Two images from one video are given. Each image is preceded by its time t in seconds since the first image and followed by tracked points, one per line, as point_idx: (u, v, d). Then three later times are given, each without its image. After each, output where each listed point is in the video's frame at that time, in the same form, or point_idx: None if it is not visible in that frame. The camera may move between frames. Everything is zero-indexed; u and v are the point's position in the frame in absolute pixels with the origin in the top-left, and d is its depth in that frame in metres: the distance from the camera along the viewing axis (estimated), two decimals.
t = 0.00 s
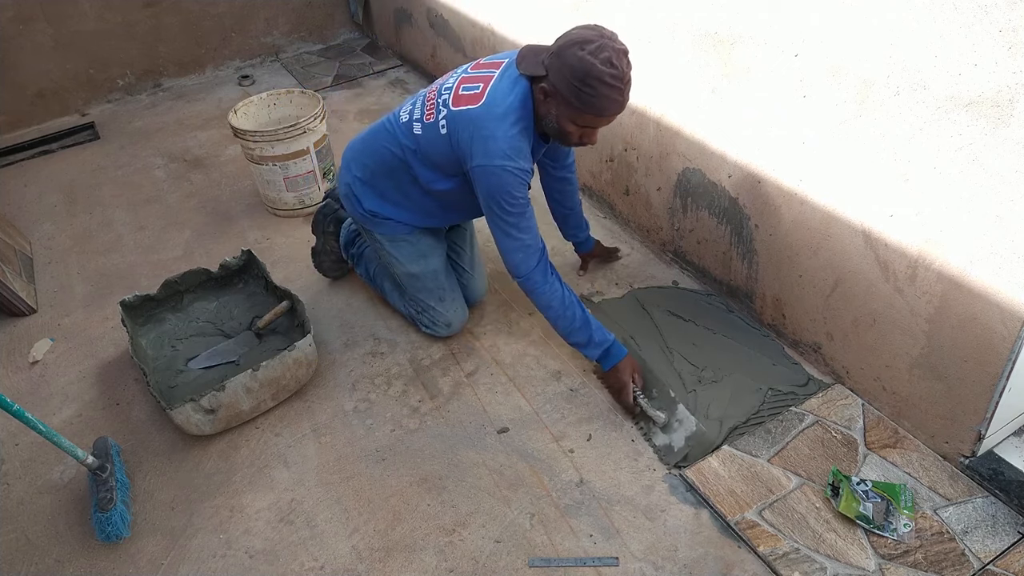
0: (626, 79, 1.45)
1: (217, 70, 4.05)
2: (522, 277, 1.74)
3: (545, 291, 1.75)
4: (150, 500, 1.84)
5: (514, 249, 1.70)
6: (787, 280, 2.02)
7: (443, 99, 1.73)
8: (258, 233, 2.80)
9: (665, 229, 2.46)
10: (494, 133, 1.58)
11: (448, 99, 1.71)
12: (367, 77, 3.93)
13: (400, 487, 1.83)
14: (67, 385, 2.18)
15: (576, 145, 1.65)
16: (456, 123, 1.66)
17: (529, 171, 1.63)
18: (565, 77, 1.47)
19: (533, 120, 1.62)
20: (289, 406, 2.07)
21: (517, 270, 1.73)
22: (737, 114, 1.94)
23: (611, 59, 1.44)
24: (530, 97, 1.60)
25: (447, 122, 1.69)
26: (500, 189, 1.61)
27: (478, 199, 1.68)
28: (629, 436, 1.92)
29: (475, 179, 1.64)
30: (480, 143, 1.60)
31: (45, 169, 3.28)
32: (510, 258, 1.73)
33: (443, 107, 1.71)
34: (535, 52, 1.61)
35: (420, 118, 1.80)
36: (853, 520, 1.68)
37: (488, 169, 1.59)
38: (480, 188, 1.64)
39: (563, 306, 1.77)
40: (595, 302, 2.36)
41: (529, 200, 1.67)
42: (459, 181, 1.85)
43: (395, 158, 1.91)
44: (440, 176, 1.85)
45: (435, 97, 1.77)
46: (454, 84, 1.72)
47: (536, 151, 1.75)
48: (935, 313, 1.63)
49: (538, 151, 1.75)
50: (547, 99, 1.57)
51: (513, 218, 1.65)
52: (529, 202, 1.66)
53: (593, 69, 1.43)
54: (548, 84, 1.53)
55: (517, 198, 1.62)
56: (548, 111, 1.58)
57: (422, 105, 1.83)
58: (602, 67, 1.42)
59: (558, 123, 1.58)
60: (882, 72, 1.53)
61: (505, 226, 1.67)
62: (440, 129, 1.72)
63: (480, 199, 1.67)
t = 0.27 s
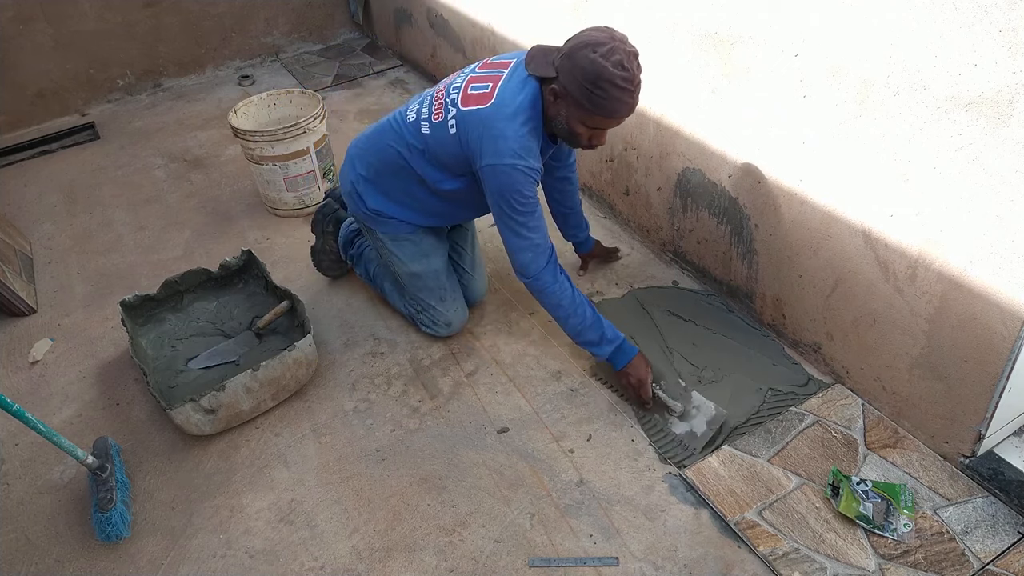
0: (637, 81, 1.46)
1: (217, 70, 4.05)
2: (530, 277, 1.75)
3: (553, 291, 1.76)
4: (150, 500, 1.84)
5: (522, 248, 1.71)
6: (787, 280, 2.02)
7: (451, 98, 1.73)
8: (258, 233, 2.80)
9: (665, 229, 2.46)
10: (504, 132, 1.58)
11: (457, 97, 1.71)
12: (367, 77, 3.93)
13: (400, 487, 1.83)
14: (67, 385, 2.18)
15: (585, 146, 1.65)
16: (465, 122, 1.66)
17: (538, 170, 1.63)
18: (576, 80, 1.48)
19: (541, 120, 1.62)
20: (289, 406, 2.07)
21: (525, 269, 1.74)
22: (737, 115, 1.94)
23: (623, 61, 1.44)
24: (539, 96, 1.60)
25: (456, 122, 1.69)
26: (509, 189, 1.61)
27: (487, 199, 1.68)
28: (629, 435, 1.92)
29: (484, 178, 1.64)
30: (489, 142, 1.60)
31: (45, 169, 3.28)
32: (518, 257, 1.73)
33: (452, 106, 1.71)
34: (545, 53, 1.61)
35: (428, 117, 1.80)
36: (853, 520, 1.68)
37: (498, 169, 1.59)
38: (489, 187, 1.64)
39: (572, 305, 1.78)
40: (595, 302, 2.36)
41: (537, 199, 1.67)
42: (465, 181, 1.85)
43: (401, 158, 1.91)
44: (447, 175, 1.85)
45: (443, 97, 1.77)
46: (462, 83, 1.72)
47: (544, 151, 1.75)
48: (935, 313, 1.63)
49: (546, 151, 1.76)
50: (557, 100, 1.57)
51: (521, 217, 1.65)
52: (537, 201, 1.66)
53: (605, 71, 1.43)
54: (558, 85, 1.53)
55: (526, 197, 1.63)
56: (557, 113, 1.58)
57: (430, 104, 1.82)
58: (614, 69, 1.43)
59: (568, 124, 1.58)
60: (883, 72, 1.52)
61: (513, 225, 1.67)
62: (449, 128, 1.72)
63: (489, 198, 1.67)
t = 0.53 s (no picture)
0: (639, 79, 1.46)
1: (217, 70, 4.05)
2: (539, 274, 1.76)
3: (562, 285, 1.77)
4: (150, 500, 1.84)
5: (529, 244, 1.72)
6: (787, 281, 2.02)
7: (451, 97, 1.73)
8: (258, 233, 2.80)
9: (665, 229, 2.46)
10: (506, 130, 1.58)
11: (457, 97, 1.71)
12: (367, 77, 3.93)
13: (400, 486, 1.83)
14: (67, 385, 2.18)
15: (586, 143, 1.66)
16: (467, 121, 1.66)
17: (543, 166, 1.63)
18: (577, 78, 1.48)
19: (543, 118, 1.63)
20: (289, 406, 2.07)
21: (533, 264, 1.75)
22: (737, 115, 1.94)
23: (623, 59, 1.44)
24: (540, 93, 1.61)
25: (457, 121, 1.69)
26: (515, 186, 1.61)
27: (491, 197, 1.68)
28: (629, 435, 1.92)
29: (488, 176, 1.64)
30: (492, 140, 1.60)
31: (45, 169, 3.28)
32: (525, 253, 1.74)
33: (452, 105, 1.71)
34: (544, 51, 1.61)
35: (428, 117, 1.80)
36: (853, 520, 1.68)
37: (503, 166, 1.59)
38: (493, 185, 1.64)
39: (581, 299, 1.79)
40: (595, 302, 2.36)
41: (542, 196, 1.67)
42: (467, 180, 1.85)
43: (401, 158, 1.90)
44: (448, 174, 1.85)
45: (443, 97, 1.78)
46: (462, 83, 1.72)
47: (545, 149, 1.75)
48: (935, 313, 1.63)
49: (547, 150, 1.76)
50: (557, 99, 1.57)
51: (529, 214, 1.66)
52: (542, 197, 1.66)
53: (606, 70, 1.43)
54: (559, 83, 1.54)
55: (532, 193, 1.63)
56: (558, 111, 1.59)
57: (429, 104, 1.83)
58: (615, 67, 1.43)
59: (569, 122, 1.58)
60: (882, 72, 1.53)
61: (520, 222, 1.68)
62: (450, 128, 1.72)
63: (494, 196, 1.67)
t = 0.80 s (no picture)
0: (622, 68, 1.46)
1: (217, 70, 4.05)
2: (517, 261, 1.82)
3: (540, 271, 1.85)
4: (150, 500, 1.84)
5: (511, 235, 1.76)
6: (787, 281, 2.02)
7: (440, 94, 1.73)
8: (258, 233, 2.80)
9: (665, 229, 2.46)
10: (496, 123, 1.59)
11: (446, 93, 1.71)
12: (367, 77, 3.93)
13: (400, 487, 1.83)
14: (67, 385, 2.18)
15: (573, 134, 1.66)
16: (456, 116, 1.66)
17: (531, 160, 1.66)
18: (560, 68, 1.48)
19: (530, 111, 1.63)
20: (289, 406, 2.07)
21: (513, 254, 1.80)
22: (737, 114, 1.94)
23: (606, 49, 1.44)
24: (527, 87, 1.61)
25: (446, 117, 1.69)
26: (503, 178, 1.63)
27: (477, 189, 1.70)
28: (629, 435, 1.92)
29: (475, 168, 1.65)
30: (482, 133, 1.61)
31: (46, 169, 3.28)
32: (506, 244, 1.78)
33: (441, 101, 1.72)
34: (530, 42, 1.61)
35: (417, 115, 1.80)
36: (853, 520, 1.68)
37: (493, 160, 1.60)
38: (481, 177, 1.65)
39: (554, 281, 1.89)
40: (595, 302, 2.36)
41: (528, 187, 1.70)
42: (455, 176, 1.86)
43: (393, 156, 1.91)
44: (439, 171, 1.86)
45: (431, 94, 1.78)
46: (451, 79, 1.73)
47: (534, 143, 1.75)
48: (935, 313, 1.63)
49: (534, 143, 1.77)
50: (543, 89, 1.58)
51: (514, 206, 1.69)
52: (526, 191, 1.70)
53: (589, 59, 1.43)
54: (544, 74, 1.54)
55: (518, 186, 1.66)
56: (544, 101, 1.59)
57: (419, 102, 1.83)
58: (598, 57, 1.43)
59: (554, 113, 1.59)
60: (882, 72, 1.53)
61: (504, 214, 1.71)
62: (439, 123, 1.72)
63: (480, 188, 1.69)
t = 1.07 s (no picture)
0: (615, 67, 1.46)
1: (217, 70, 4.05)
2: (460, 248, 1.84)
3: (478, 260, 1.87)
4: (150, 500, 1.84)
5: (467, 226, 1.78)
6: (787, 281, 2.02)
7: (435, 89, 1.73)
8: (258, 233, 2.80)
9: (665, 229, 2.46)
10: (485, 120, 1.59)
11: (440, 88, 1.71)
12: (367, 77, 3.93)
13: (400, 487, 1.83)
14: (67, 385, 2.18)
15: (567, 132, 1.66)
16: (447, 111, 1.66)
17: (509, 162, 1.66)
18: (555, 66, 1.48)
19: (522, 108, 1.63)
20: (289, 406, 2.07)
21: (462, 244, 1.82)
22: (736, 114, 1.94)
23: (600, 46, 1.44)
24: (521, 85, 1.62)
25: (437, 111, 1.69)
26: (476, 174, 1.63)
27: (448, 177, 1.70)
28: (629, 435, 1.92)
29: (454, 160, 1.65)
30: (470, 128, 1.61)
31: (45, 169, 3.28)
32: (457, 233, 1.80)
33: (435, 97, 1.72)
34: (525, 40, 1.60)
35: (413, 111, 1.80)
36: (853, 520, 1.68)
37: (475, 155, 1.60)
38: (456, 169, 1.65)
39: (496, 271, 1.92)
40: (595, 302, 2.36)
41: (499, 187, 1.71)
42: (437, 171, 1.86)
43: (391, 154, 1.91)
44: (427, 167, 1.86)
45: (426, 90, 1.78)
46: (447, 75, 1.72)
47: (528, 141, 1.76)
48: (935, 312, 1.63)
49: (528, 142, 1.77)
50: (537, 87, 1.58)
51: (476, 201, 1.71)
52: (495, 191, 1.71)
53: (582, 57, 1.43)
54: (538, 72, 1.54)
55: (488, 185, 1.67)
56: (538, 99, 1.59)
57: (415, 98, 1.83)
58: (591, 55, 1.43)
59: (548, 110, 1.59)
60: (882, 72, 1.53)
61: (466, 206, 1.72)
62: (430, 116, 1.72)
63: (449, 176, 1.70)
